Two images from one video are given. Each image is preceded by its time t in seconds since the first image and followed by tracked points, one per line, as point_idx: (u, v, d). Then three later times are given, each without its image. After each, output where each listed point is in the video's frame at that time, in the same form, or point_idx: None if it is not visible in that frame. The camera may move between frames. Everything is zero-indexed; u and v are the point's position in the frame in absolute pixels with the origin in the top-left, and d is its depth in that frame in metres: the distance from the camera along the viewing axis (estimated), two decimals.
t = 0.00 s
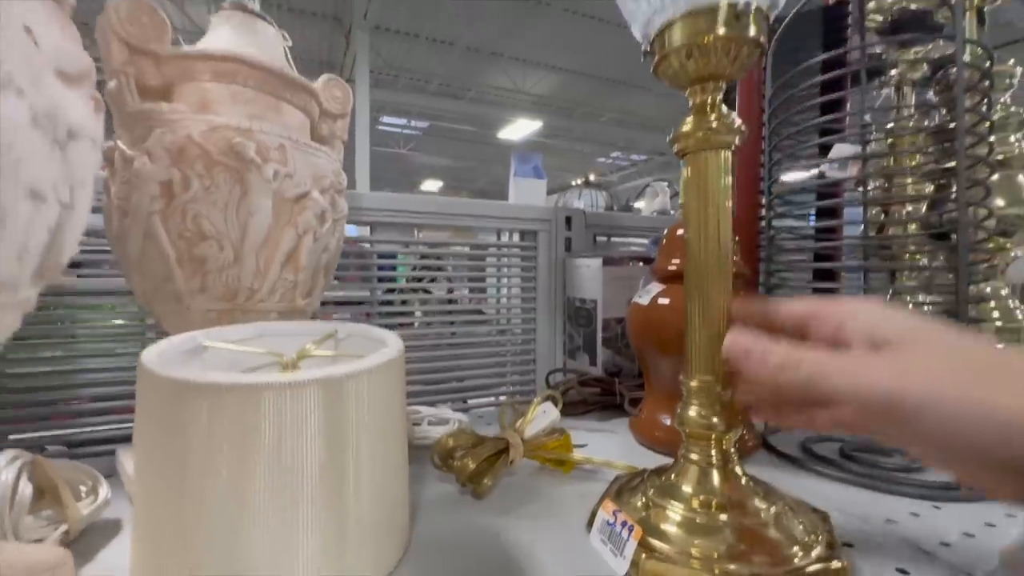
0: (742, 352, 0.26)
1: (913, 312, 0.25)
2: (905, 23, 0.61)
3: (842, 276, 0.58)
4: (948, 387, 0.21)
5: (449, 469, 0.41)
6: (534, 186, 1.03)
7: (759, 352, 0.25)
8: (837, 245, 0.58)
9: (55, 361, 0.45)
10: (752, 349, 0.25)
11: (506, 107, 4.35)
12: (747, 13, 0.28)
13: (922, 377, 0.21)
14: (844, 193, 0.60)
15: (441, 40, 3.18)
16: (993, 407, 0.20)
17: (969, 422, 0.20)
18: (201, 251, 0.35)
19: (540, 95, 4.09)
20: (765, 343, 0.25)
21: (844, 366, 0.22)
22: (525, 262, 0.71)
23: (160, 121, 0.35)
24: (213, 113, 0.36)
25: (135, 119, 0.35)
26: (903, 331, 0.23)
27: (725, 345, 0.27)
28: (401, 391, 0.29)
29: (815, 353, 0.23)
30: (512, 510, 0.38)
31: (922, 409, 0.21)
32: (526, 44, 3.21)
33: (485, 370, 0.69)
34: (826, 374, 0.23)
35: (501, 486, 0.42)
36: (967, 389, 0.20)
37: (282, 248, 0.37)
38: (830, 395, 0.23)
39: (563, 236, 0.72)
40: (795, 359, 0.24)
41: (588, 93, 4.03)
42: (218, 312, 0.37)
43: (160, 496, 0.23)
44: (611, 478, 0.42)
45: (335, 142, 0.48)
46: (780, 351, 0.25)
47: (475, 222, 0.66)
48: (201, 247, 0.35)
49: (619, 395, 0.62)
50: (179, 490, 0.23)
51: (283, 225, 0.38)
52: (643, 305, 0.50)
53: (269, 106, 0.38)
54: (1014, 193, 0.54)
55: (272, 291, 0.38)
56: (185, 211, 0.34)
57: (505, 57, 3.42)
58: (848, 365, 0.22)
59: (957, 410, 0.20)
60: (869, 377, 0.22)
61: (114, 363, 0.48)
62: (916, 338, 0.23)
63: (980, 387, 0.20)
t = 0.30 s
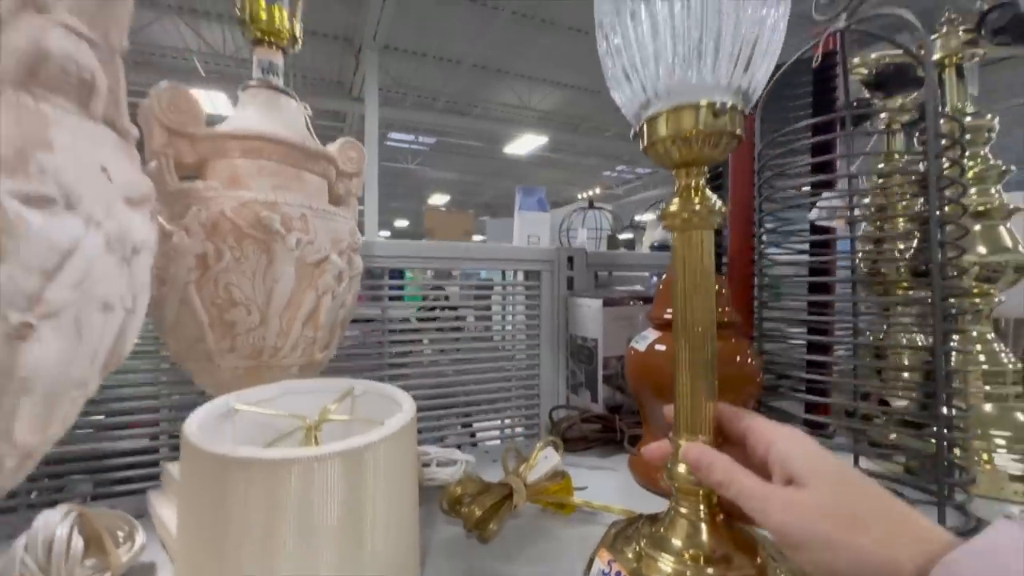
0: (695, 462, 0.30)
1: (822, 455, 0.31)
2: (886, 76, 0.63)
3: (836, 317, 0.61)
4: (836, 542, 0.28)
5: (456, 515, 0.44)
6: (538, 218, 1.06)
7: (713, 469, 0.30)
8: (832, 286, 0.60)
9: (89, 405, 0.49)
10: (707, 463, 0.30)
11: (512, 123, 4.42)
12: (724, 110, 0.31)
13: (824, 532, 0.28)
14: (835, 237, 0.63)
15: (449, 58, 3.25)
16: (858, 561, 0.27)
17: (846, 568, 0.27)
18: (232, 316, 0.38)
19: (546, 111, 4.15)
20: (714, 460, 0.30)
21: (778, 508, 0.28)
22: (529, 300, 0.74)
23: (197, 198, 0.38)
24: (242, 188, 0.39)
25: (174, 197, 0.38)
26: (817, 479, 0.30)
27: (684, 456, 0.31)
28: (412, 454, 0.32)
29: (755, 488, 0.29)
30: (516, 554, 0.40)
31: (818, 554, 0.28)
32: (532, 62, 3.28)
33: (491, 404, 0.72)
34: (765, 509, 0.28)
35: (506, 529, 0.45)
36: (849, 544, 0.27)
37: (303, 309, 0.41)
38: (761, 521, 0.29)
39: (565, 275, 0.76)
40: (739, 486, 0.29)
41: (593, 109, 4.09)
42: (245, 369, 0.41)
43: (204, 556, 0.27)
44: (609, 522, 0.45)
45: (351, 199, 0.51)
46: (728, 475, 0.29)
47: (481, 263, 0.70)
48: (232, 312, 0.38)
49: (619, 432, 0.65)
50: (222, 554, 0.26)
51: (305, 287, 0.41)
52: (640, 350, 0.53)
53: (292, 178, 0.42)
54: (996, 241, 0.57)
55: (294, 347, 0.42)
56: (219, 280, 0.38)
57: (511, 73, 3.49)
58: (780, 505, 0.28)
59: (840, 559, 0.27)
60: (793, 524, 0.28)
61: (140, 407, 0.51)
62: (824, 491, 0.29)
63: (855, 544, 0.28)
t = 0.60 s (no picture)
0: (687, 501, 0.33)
1: (801, 501, 0.34)
2: (874, 117, 0.65)
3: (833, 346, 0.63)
4: None
5: (465, 545, 0.46)
6: (544, 244, 1.10)
7: (704, 508, 0.32)
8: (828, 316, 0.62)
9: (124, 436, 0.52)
10: (697, 502, 0.33)
11: (518, 135, 4.48)
12: (710, 178, 0.33)
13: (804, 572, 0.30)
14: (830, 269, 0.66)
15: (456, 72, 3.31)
16: None
17: None
18: (259, 360, 0.42)
19: (551, 122, 4.21)
20: (704, 501, 0.33)
21: (761, 547, 0.31)
22: (534, 328, 0.77)
23: (228, 253, 0.42)
24: (269, 241, 0.43)
25: (206, 253, 0.42)
26: (793, 525, 0.33)
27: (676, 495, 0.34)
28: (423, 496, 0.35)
29: (742, 529, 0.31)
30: None
31: None
32: (538, 75, 3.33)
33: (498, 429, 0.75)
34: (749, 549, 0.31)
35: (512, 557, 0.47)
36: None
37: (324, 352, 0.44)
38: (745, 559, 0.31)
39: (569, 304, 0.79)
40: (726, 526, 0.31)
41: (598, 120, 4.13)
42: (271, 408, 0.44)
43: None
44: (609, 551, 0.47)
45: (366, 241, 0.55)
46: (716, 514, 0.32)
47: (489, 294, 0.73)
48: (260, 358, 0.42)
49: (622, 459, 0.68)
50: None
51: (325, 332, 0.44)
52: (639, 384, 0.56)
53: (313, 230, 0.45)
54: (982, 277, 0.59)
55: (315, 387, 0.45)
56: (248, 329, 0.41)
57: (517, 86, 3.54)
58: (763, 545, 0.31)
59: None
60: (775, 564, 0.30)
61: (170, 438, 0.54)
62: (801, 535, 0.32)
63: None
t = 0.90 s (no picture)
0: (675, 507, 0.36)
1: (779, 513, 0.37)
2: (868, 138, 0.67)
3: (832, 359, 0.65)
4: None
5: (480, 549, 0.49)
6: (551, 258, 1.13)
7: (688, 516, 0.35)
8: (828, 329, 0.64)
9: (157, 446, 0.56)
10: (682, 508, 0.36)
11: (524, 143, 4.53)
12: (695, 210, 0.36)
13: None
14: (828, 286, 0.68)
15: (462, 82, 3.36)
16: None
17: None
18: (286, 376, 0.45)
19: (557, 131, 4.26)
20: (688, 509, 0.36)
21: (738, 554, 0.33)
22: (541, 341, 0.80)
23: (257, 277, 0.45)
24: (295, 265, 0.46)
25: (238, 277, 0.45)
26: (770, 535, 0.35)
27: (664, 503, 0.37)
28: (439, 501, 0.38)
29: (722, 537, 0.34)
30: None
31: None
32: (544, 84, 3.38)
33: (506, 438, 0.77)
34: (727, 555, 0.33)
35: (522, 562, 0.50)
36: None
37: (345, 368, 0.48)
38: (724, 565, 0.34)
39: (575, 318, 0.82)
40: (706, 534, 0.34)
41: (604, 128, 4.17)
42: (296, 420, 0.47)
43: None
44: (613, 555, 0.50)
45: (383, 261, 0.58)
46: (698, 522, 0.35)
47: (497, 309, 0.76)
48: (287, 374, 0.45)
49: (626, 468, 0.70)
50: None
51: (346, 349, 0.48)
52: (642, 396, 0.58)
53: (335, 254, 0.49)
54: (972, 293, 0.61)
55: (336, 401, 0.48)
56: (276, 347, 0.45)
57: (524, 96, 3.60)
58: (740, 552, 0.33)
59: None
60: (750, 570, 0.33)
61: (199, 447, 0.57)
62: (776, 544, 0.34)
63: None
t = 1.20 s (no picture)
0: (654, 505, 0.38)
1: (757, 510, 0.37)
2: (868, 146, 0.68)
3: (835, 362, 0.66)
4: None
5: (495, 543, 0.51)
6: (558, 264, 1.16)
7: (666, 514, 0.37)
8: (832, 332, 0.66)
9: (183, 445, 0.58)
10: (661, 506, 0.37)
11: (531, 150, 4.56)
12: (677, 217, 0.38)
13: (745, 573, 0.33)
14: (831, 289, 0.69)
15: (469, 90, 3.40)
16: None
17: None
18: (307, 378, 0.47)
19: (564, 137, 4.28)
20: (667, 507, 0.37)
21: (707, 549, 0.34)
22: (549, 345, 0.82)
23: (280, 284, 0.48)
24: (315, 273, 0.49)
25: (263, 284, 0.47)
26: (744, 531, 0.35)
27: (645, 501, 0.38)
28: (455, 499, 0.40)
29: (695, 533, 0.35)
30: None
31: None
32: (550, 91, 3.41)
33: (515, 440, 0.79)
34: (698, 549, 0.34)
35: (534, 557, 0.52)
36: None
37: (362, 370, 0.50)
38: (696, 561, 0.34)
39: (582, 323, 0.84)
40: (681, 530, 0.35)
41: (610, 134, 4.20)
42: (316, 420, 0.49)
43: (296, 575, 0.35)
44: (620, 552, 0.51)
45: (397, 268, 0.60)
46: (675, 519, 0.36)
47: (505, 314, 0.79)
48: (308, 376, 0.47)
49: (633, 469, 0.71)
50: None
51: (363, 352, 0.50)
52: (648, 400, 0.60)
53: (352, 262, 0.51)
54: (973, 297, 0.62)
55: (354, 402, 0.50)
56: (298, 350, 0.47)
57: (530, 102, 3.63)
58: (710, 547, 0.34)
59: None
60: (719, 564, 0.33)
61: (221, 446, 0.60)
62: (749, 540, 0.34)
63: None
